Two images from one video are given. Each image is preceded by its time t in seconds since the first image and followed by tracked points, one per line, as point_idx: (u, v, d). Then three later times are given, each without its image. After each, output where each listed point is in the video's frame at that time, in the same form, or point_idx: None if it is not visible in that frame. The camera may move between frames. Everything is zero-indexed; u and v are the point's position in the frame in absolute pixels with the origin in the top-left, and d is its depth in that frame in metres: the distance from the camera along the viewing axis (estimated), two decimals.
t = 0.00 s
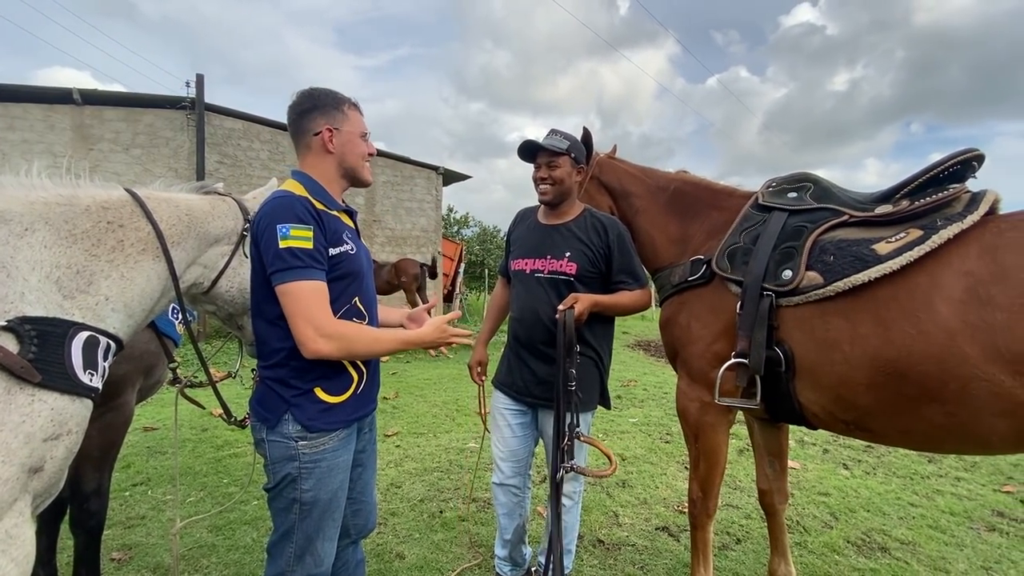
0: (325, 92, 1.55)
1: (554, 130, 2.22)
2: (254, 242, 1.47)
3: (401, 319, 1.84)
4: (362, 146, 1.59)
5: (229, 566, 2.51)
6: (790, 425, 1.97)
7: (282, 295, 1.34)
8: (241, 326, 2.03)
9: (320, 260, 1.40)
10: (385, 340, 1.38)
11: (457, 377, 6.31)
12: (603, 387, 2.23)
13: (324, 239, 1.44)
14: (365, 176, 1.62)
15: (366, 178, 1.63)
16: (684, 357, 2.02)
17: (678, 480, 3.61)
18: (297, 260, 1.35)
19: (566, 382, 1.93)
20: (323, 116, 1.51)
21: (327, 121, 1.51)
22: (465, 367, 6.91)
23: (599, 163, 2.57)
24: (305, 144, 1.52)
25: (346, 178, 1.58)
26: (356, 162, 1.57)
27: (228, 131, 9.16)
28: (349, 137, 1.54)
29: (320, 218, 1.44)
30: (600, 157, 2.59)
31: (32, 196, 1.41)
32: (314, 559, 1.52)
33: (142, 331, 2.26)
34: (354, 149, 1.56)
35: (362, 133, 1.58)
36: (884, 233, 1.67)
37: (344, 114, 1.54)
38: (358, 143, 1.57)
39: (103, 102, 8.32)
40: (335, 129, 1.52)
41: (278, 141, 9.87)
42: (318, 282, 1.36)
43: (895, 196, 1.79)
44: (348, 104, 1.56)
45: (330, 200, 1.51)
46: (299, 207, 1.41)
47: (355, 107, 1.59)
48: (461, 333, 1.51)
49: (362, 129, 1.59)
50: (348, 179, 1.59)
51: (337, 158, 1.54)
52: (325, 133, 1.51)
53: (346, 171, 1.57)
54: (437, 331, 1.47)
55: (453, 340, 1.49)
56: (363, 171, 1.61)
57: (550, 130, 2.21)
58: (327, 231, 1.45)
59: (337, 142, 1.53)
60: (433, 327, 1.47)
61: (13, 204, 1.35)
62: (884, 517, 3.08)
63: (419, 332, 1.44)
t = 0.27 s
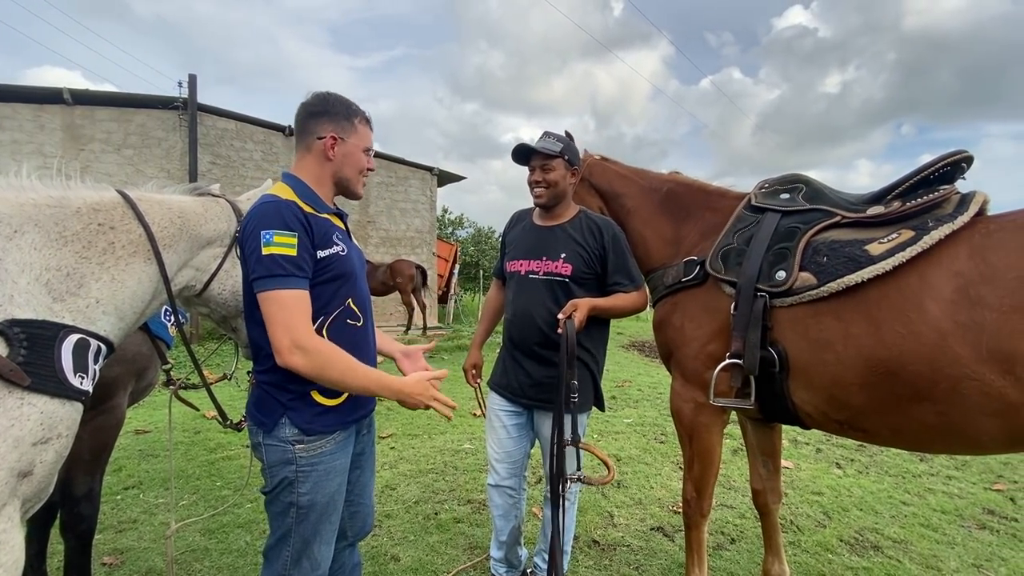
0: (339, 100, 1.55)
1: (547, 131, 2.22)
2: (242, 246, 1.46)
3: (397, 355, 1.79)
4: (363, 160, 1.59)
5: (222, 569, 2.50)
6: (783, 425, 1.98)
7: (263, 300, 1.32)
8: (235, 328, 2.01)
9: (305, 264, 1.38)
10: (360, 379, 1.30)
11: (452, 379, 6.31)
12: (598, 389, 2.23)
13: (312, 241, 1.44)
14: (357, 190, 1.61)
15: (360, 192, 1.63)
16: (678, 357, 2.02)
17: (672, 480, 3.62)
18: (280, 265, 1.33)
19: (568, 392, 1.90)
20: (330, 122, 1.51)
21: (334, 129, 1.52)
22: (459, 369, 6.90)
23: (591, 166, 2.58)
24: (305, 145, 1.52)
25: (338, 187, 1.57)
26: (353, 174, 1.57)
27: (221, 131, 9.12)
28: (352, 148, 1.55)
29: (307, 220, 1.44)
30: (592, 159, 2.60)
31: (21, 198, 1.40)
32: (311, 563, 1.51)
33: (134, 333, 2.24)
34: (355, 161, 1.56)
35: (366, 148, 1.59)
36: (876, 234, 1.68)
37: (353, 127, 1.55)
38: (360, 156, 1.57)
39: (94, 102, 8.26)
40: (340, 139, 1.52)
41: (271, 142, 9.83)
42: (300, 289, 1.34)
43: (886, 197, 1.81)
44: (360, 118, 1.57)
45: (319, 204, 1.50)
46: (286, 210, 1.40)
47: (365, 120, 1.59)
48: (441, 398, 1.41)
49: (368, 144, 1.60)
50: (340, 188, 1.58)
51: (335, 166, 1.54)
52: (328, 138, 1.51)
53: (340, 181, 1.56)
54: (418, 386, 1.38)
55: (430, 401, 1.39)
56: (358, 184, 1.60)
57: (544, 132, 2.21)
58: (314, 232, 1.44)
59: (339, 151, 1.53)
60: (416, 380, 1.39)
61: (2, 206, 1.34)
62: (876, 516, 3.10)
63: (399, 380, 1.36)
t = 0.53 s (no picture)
0: (340, 98, 1.55)
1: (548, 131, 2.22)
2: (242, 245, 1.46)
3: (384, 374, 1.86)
4: (365, 159, 1.58)
5: (219, 571, 2.49)
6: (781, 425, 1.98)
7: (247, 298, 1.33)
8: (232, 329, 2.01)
9: (296, 267, 1.37)
10: (325, 407, 1.26)
11: (449, 379, 6.30)
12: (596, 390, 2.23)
13: (310, 242, 1.43)
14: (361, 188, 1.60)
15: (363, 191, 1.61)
16: (676, 357, 2.02)
17: (670, 480, 3.62)
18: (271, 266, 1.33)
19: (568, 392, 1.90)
20: (330, 119, 1.51)
21: (334, 126, 1.51)
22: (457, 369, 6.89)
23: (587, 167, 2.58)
24: (306, 144, 1.52)
25: (340, 186, 1.56)
26: (355, 172, 1.56)
27: (218, 132, 9.10)
28: (352, 145, 1.54)
29: (307, 221, 1.43)
30: (588, 160, 2.60)
31: (16, 198, 1.39)
32: (307, 565, 1.50)
33: (130, 334, 2.23)
34: (355, 159, 1.54)
35: (367, 145, 1.58)
36: (873, 233, 1.68)
37: (352, 124, 1.54)
38: (361, 154, 1.56)
39: (89, 102, 8.23)
40: (340, 136, 1.52)
41: (268, 142, 9.81)
42: (287, 292, 1.34)
43: (883, 197, 1.81)
44: (360, 114, 1.56)
45: (319, 203, 1.49)
46: (286, 212, 1.40)
47: (366, 119, 1.59)
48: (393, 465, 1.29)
49: (368, 140, 1.59)
50: (343, 187, 1.58)
51: (335, 164, 1.53)
52: (329, 136, 1.51)
53: (342, 179, 1.55)
54: (379, 442, 1.28)
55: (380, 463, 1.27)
56: (361, 183, 1.59)
57: (546, 132, 2.21)
58: (313, 233, 1.43)
59: (339, 149, 1.52)
60: (378, 436, 1.29)
61: None
62: (873, 515, 3.11)
63: (360, 430, 1.27)
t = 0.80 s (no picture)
0: (337, 94, 1.55)
1: (545, 135, 2.19)
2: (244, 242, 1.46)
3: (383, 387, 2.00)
4: (370, 151, 1.58)
5: (220, 572, 2.48)
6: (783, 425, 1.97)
7: (239, 296, 1.33)
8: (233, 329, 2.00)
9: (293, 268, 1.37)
10: (279, 420, 1.25)
11: (450, 380, 6.30)
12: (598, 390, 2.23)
13: (311, 241, 1.43)
14: (369, 182, 1.60)
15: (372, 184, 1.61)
16: (677, 357, 2.02)
17: (672, 480, 3.62)
18: (267, 265, 1.33)
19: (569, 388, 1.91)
20: (330, 116, 1.51)
21: (335, 122, 1.51)
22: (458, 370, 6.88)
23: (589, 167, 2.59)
24: (310, 144, 1.53)
25: (349, 182, 1.57)
26: (361, 166, 1.55)
27: (218, 132, 9.10)
28: (356, 139, 1.53)
29: (308, 220, 1.42)
30: (591, 161, 2.60)
31: (17, 197, 1.39)
32: (309, 565, 1.49)
33: (130, 333, 2.23)
34: (360, 153, 1.54)
35: (370, 138, 1.57)
36: (876, 233, 1.68)
37: (352, 117, 1.53)
38: (365, 147, 1.55)
39: (90, 102, 8.23)
40: (342, 131, 1.52)
41: (268, 143, 9.81)
42: (277, 291, 1.34)
43: (886, 196, 1.80)
44: (358, 108, 1.56)
45: (325, 201, 1.50)
46: (285, 211, 1.39)
47: (367, 112, 1.58)
48: (321, 504, 1.24)
49: (370, 133, 1.58)
50: (351, 183, 1.58)
51: (341, 160, 1.53)
52: (331, 133, 1.51)
53: (350, 175, 1.55)
54: (316, 477, 1.24)
55: (308, 500, 1.22)
56: (369, 177, 1.59)
57: (545, 137, 2.18)
58: (314, 233, 1.43)
59: (343, 144, 1.52)
60: (318, 470, 1.25)
61: None
62: (875, 515, 3.10)
63: (302, 459, 1.24)
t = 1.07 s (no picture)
0: (336, 95, 1.56)
1: (553, 134, 2.20)
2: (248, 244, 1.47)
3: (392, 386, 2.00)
4: (372, 149, 1.58)
5: (223, 572, 2.49)
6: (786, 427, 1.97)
7: (239, 297, 1.34)
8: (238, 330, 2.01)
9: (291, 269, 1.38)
10: (277, 419, 1.26)
11: (452, 381, 6.31)
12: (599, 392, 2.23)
13: (311, 242, 1.43)
14: (373, 179, 1.60)
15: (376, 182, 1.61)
16: (679, 359, 2.02)
17: (674, 482, 3.62)
18: (266, 267, 1.34)
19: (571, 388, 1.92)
20: (329, 117, 1.52)
21: (335, 122, 1.52)
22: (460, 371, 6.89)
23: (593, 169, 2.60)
24: (313, 146, 1.54)
25: (353, 180, 1.57)
26: (363, 165, 1.55)
27: (221, 134, 9.14)
28: (356, 138, 1.54)
29: (307, 221, 1.43)
30: (596, 164, 2.61)
31: (23, 199, 1.40)
32: (311, 566, 1.50)
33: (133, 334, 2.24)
34: (361, 151, 1.54)
35: (372, 136, 1.57)
36: (878, 234, 1.68)
37: (351, 116, 1.54)
38: (366, 145, 1.55)
39: (94, 105, 8.27)
40: (342, 130, 1.52)
41: (271, 144, 9.85)
42: (276, 293, 1.35)
43: (888, 198, 1.81)
44: (357, 106, 1.56)
45: (327, 202, 1.50)
46: (285, 212, 1.40)
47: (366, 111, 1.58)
48: (320, 503, 1.25)
49: (371, 130, 1.58)
50: (355, 182, 1.58)
51: (343, 159, 1.54)
52: (331, 134, 1.52)
53: (352, 173, 1.56)
54: (314, 477, 1.26)
55: (307, 499, 1.23)
56: (372, 175, 1.58)
57: (551, 136, 2.19)
58: (314, 234, 1.43)
59: (343, 144, 1.53)
60: (316, 471, 1.27)
61: (5, 207, 1.34)
62: (878, 517, 3.09)
63: (299, 459, 1.25)
